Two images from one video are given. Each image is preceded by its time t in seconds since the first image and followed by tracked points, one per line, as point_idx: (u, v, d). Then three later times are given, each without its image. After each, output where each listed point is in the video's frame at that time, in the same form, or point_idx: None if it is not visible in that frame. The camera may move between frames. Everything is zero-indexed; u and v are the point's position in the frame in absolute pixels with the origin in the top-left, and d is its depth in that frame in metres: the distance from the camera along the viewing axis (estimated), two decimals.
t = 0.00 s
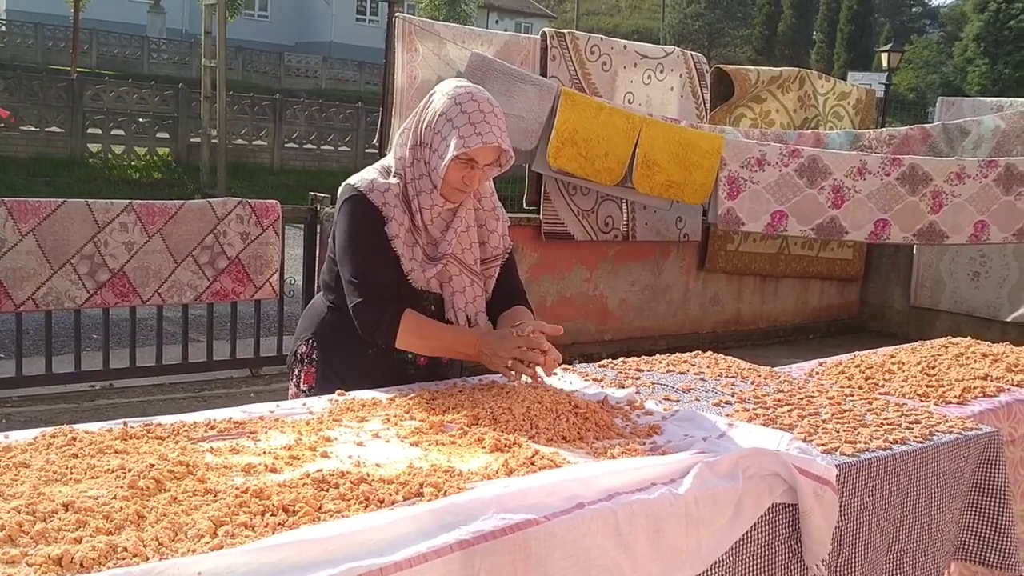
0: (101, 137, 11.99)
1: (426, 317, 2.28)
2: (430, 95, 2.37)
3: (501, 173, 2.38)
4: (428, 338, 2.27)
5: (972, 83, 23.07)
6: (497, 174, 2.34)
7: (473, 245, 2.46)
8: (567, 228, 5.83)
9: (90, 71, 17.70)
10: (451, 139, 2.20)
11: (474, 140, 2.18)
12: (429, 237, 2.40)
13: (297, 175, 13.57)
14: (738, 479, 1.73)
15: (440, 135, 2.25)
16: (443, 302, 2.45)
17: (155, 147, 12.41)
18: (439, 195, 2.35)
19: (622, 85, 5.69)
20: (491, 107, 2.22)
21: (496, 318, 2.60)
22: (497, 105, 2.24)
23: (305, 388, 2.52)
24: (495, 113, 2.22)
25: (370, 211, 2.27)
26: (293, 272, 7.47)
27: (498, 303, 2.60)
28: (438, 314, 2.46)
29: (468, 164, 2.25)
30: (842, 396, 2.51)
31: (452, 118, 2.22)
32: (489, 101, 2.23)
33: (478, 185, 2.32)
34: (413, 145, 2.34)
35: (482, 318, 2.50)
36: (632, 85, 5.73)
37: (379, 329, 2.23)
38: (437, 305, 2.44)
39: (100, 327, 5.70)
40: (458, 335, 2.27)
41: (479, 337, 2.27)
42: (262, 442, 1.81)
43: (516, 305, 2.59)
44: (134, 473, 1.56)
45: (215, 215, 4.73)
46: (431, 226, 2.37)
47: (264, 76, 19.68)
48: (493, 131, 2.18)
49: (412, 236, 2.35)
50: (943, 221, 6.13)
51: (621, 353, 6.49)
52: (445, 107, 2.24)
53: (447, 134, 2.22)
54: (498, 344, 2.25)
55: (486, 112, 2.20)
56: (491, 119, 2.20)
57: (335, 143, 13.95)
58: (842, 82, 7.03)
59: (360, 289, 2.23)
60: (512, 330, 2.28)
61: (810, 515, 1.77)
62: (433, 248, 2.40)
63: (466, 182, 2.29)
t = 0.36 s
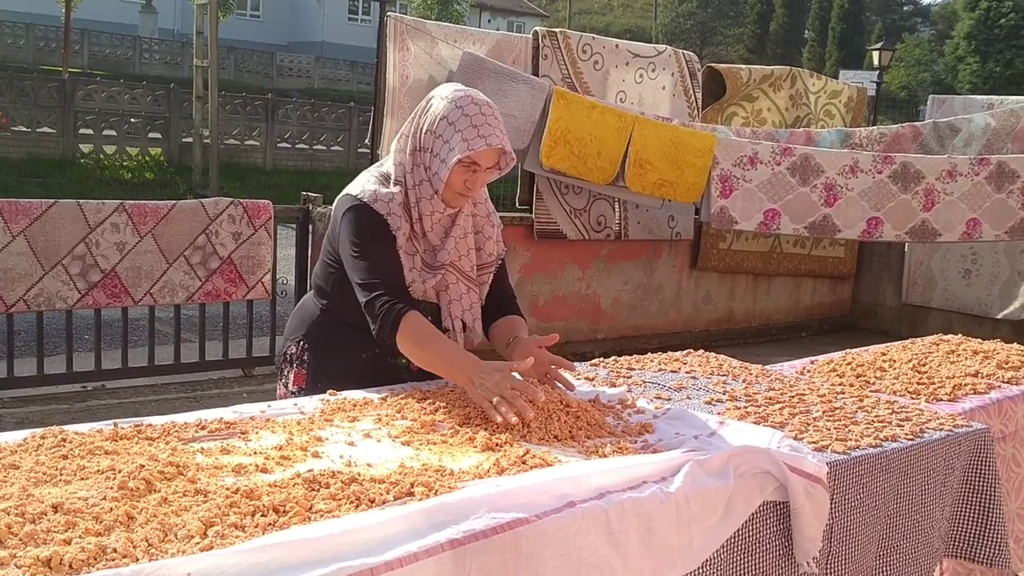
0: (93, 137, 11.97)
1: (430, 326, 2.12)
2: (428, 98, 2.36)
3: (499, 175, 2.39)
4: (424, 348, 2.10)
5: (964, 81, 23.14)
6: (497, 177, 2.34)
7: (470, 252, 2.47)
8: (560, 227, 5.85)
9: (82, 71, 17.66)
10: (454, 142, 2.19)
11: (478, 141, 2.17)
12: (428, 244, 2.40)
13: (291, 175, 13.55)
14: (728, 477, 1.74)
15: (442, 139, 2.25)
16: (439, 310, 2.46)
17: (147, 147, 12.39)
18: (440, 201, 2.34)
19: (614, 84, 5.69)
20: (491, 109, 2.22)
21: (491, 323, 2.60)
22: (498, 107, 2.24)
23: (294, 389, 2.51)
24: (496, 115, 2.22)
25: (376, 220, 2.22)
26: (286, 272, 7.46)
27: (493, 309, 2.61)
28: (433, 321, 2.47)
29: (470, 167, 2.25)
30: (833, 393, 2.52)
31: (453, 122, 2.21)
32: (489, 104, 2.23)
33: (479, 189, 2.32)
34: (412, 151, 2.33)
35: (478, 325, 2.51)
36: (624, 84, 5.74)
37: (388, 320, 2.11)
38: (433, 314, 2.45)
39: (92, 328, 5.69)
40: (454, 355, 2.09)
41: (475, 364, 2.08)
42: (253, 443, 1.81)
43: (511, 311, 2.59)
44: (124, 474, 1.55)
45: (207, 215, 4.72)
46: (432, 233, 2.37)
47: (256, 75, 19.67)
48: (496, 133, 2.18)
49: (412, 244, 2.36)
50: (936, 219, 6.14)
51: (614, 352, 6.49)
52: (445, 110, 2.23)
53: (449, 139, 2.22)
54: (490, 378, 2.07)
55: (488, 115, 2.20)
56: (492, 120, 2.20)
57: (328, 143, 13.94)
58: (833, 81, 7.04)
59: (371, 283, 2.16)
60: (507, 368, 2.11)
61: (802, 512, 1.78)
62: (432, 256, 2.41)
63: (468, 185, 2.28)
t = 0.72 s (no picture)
0: (88, 137, 11.94)
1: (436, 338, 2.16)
2: (428, 99, 2.36)
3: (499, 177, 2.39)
4: (431, 362, 2.13)
5: (959, 79, 23.18)
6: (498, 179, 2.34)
7: (470, 255, 2.46)
8: (556, 227, 5.85)
9: (76, 71, 17.62)
10: (458, 144, 2.19)
11: (482, 143, 2.17)
12: (428, 247, 2.39)
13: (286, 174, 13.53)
14: (725, 475, 1.74)
15: (444, 140, 2.24)
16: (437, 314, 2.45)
17: (142, 147, 12.37)
18: (441, 203, 2.33)
19: (610, 83, 5.69)
20: (493, 110, 2.22)
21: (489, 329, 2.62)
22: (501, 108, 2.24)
23: (289, 389, 2.51)
24: (499, 116, 2.22)
25: (378, 224, 2.21)
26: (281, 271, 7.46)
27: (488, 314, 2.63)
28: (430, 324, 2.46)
29: (472, 169, 2.24)
30: (829, 391, 2.52)
31: (456, 123, 2.21)
32: (491, 105, 2.23)
33: (481, 191, 2.31)
34: (413, 153, 2.33)
35: (474, 328, 2.52)
36: (620, 83, 5.74)
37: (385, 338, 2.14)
38: (430, 317, 2.44)
39: (87, 328, 5.67)
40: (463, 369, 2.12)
41: (484, 378, 2.11)
42: (249, 442, 1.81)
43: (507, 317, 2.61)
44: (120, 473, 1.55)
45: (202, 214, 4.71)
46: (432, 236, 2.36)
47: (251, 75, 19.63)
48: (499, 134, 2.19)
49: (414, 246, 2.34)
50: (931, 217, 6.15)
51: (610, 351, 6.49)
52: (447, 111, 2.23)
53: (451, 141, 2.21)
54: (501, 392, 2.10)
55: (491, 116, 2.20)
56: (495, 122, 2.21)
57: (323, 142, 13.92)
58: (829, 80, 7.05)
59: (370, 296, 2.17)
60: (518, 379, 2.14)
61: (798, 510, 1.78)
62: (433, 259, 2.39)
63: (469, 187, 2.28)
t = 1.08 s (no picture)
0: (90, 135, 11.93)
1: (424, 319, 2.24)
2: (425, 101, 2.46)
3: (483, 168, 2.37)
4: (427, 339, 2.22)
5: (960, 83, 23.20)
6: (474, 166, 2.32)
7: (460, 246, 2.46)
8: (558, 228, 5.86)
9: (78, 68, 17.64)
10: (419, 118, 2.25)
11: (437, 113, 2.21)
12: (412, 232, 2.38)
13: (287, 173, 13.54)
14: (726, 476, 1.74)
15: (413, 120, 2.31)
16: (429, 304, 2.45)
17: (143, 145, 12.35)
18: (416, 187, 2.35)
19: (612, 84, 5.69)
20: (462, 92, 2.26)
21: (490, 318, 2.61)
22: (472, 93, 2.27)
23: (292, 385, 2.52)
24: (466, 97, 2.25)
25: (360, 213, 2.26)
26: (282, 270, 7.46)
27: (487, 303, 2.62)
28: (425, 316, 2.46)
29: (435, 146, 2.26)
30: (829, 394, 2.53)
31: (422, 101, 2.29)
32: (463, 89, 2.27)
33: (451, 176, 2.29)
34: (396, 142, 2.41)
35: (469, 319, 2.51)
36: (622, 84, 5.74)
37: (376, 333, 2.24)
38: (424, 308, 2.44)
39: (88, 325, 5.68)
40: (456, 336, 2.22)
41: (477, 339, 2.22)
42: (250, 440, 1.82)
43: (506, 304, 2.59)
44: (121, 470, 1.55)
45: (204, 213, 4.71)
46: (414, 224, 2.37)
47: (253, 73, 19.64)
48: (457, 107, 2.21)
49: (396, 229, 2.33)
50: (931, 220, 6.16)
51: (610, 352, 6.49)
52: (420, 96, 2.32)
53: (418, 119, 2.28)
54: (495, 349, 2.21)
55: (455, 94, 2.24)
56: (459, 99, 2.24)
57: (324, 142, 13.92)
58: (830, 82, 7.05)
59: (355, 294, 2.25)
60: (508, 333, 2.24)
61: (799, 512, 1.78)
62: (418, 248, 2.39)
63: (436, 168, 2.28)
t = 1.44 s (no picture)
0: (90, 135, 11.93)
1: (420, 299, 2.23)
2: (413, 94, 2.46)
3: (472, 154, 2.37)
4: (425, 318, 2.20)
5: (960, 83, 23.20)
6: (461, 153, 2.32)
7: (454, 234, 2.43)
8: (558, 229, 5.86)
9: (78, 68, 17.66)
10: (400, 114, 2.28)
11: (414, 106, 2.23)
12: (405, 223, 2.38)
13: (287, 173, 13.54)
14: (725, 477, 1.74)
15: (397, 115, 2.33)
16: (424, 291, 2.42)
17: (143, 145, 12.36)
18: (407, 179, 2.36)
19: (612, 84, 5.70)
20: (441, 81, 2.26)
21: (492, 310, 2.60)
22: (449, 82, 2.27)
23: (299, 384, 2.54)
24: (442, 87, 2.25)
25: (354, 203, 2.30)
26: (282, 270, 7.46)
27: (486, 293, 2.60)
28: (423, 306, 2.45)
29: (420, 138, 2.27)
30: (828, 394, 2.53)
31: (404, 95, 2.30)
32: (442, 78, 2.27)
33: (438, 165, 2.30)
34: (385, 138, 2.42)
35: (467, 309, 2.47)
36: (622, 84, 5.74)
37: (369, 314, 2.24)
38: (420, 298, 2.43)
39: (88, 325, 5.68)
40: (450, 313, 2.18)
41: (472, 313, 2.17)
42: (250, 440, 1.82)
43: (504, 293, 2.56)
44: (122, 471, 1.55)
45: (204, 213, 4.71)
46: (405, 213, 2.37)
47: (253, 73, 19.65)
48: (432, 97, 2.22)
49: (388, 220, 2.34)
50: (931, 220, 6.16)
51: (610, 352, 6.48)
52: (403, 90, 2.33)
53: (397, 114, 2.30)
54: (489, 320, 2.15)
55: (434, 84, 2.24)
56: (435, 89, 2.24)
57: (325, 142, 13.92)
58: (830, 82, 7.05)
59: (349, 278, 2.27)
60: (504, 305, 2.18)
61: (798, 513, 1.79)
62: (411, 237, 2.39)
63: (422, 160, 2.29)
